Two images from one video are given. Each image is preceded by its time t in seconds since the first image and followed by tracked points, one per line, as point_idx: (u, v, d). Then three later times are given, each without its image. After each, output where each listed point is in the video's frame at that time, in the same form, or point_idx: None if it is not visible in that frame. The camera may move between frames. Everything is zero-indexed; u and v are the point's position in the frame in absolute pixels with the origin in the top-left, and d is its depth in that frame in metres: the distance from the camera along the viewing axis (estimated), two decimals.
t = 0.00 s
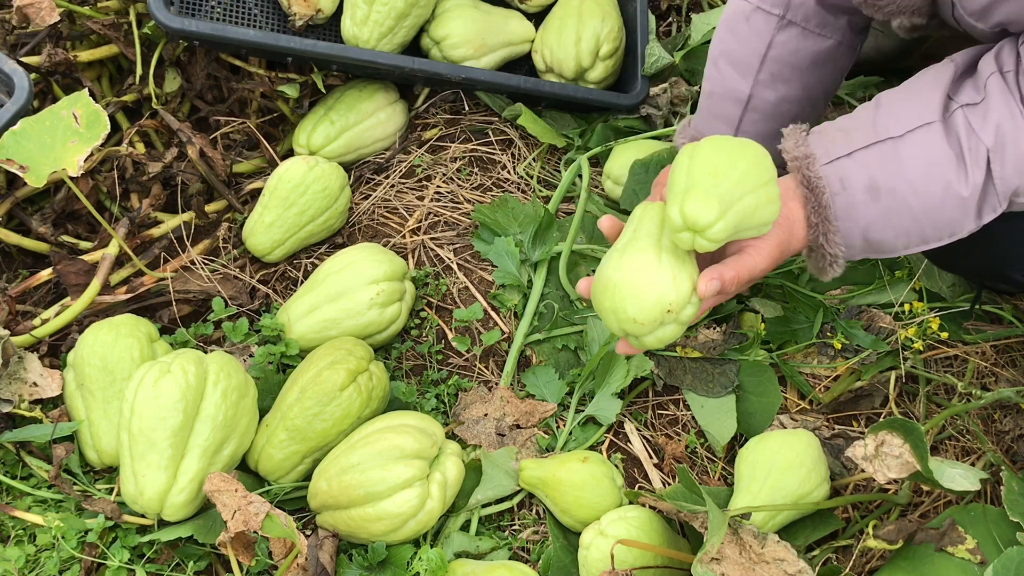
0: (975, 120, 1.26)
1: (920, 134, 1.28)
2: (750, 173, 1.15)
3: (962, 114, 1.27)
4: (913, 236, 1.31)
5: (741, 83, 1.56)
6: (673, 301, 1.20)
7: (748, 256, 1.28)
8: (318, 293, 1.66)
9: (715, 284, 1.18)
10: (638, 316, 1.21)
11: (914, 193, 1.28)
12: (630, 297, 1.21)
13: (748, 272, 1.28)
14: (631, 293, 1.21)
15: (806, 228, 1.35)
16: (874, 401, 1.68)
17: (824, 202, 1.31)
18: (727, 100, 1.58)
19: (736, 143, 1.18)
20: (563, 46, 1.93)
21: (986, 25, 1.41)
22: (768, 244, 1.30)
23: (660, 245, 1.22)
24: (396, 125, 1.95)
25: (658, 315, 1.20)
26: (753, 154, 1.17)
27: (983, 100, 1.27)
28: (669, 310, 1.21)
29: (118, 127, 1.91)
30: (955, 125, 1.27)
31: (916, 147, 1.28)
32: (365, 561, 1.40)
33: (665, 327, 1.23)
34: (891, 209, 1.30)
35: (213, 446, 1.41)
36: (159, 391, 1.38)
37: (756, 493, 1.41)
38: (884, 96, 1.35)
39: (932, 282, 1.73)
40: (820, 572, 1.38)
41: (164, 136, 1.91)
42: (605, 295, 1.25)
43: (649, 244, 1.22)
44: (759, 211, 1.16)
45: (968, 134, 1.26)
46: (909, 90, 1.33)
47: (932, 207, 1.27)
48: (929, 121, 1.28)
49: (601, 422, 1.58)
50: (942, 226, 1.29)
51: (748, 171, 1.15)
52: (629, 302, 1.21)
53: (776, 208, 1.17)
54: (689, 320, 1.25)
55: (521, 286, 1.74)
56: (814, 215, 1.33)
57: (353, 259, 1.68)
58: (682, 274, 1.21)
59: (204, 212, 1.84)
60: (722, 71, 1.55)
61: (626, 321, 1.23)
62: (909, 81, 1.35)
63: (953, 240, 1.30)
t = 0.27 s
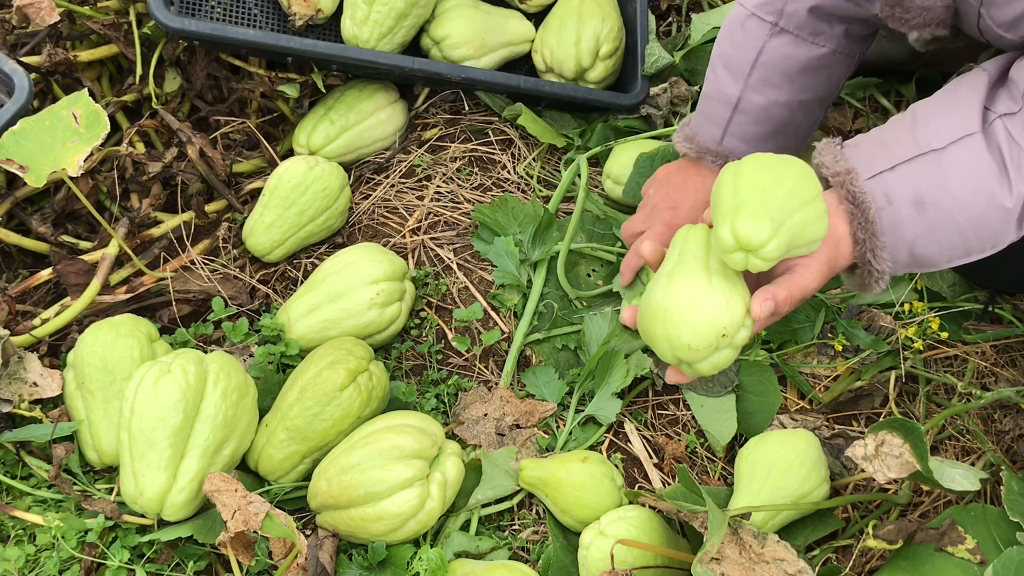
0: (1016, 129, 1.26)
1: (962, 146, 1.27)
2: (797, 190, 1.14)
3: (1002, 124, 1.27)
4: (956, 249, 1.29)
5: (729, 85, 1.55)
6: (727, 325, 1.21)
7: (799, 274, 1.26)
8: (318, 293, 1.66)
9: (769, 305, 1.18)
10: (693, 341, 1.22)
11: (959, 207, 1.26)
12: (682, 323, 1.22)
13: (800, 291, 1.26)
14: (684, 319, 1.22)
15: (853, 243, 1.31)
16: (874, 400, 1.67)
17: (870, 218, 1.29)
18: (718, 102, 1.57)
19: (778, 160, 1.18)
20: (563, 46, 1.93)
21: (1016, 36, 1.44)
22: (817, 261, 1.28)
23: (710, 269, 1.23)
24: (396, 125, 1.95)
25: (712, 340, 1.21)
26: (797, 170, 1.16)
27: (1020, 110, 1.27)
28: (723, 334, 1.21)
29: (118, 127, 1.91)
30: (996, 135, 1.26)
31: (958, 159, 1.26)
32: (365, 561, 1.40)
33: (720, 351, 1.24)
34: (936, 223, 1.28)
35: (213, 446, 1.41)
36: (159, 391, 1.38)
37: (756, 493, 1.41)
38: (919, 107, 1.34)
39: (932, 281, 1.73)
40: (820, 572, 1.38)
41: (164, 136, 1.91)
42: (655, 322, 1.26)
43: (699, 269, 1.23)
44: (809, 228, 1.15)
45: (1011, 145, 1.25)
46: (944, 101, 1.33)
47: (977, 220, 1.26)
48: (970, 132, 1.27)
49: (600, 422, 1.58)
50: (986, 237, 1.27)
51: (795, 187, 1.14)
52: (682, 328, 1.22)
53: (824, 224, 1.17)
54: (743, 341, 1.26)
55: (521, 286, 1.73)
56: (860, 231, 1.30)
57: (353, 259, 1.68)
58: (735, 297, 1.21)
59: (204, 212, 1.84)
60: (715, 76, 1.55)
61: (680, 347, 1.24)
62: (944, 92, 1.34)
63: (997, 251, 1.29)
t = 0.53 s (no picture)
0: None
1: (980, 150, 1.23)
2: (827, 204, 1.09)
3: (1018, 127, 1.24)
4: (975, 255, 1.25)
5: (685, 45, 1.41)
6: (760, 344, 1.12)
7: (826, 287, 1.19)
8: (318, 293, 1.66)
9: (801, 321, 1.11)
10: (725, 363, 1.13)
11: (979, 211, 1.22)
12: (714, 343, 1.13)
13: (829, 304, 1.19)
14: (715, 340, 1.13)
15: (875, 252, 1.24)
16: (874, 401, 1.68)
17: (893, 224, 1.22)
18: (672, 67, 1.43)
19: (805, 173, 1.12)
20: (563, 46, 1.93)
21: None
22: (841, 273, 1.22)
23: (738, 285, 1.15)
24: (396, 125, 1.95)
25: (746, 360, 1.12)
26: (824, 183, 1.11)
27: None
28: (757, 353, 1.13)
29: (118, 127, 1.91)
30: (1013, 137, 1.24)
31: (977, 163, 1.23)
32: (365, 561, 1.40)
33: (751, 372, 1.15)
34: (956, 229, 1.23)
35: (213, 446, 1.41)
36: (159, 391, 1.38)
37: (756, 493, 1.41)
38: (931, 112, 1.30)
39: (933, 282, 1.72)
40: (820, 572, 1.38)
41: (164, 136, 1.91)
42: (683, 344, 1.17)
43: (726, 286, 1.15)
44: (841, 243, 1.09)
45: None
46: (955, 105, 1.29)
47: (996, 224, 1.22)
48: (987, 136, 1.24)
49: (600, 422, 1.58)
50: (1004, 242, 1.24)
51: (824, 201, 1.09)
52: (713, 349, 1.13)
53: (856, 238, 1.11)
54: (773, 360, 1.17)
55: (521, 286, 1.73)
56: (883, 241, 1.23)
57: (353, 259, 1.68)
58: (766, 314, 1.13)
59: (204, 212, 1.84)
60: (675, 36, 1.41)
61: (709, 369, 1.14)
62: (954, 96, 1.31)
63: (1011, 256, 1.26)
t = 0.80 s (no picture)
0: None
1: (996, 146, 1.18)
2: (840, 191, 1.02)
3: None
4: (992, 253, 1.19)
5: (659, 167, 1.34)
6: (773, 334, 1.03)
7: (840, 280, 1.10)
8: (318, 293, 1.66)
9: (816, 311, 1.02)
10: (735, 354, 1.04)
11: (996, 210, 1.17)
12: (724, 333, 1.04)
13: (843, 296, 1.10)
14: (724, 330, 1.04)
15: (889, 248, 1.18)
16: (874, 401, 1.68)
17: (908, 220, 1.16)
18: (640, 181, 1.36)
19: (818, 162, 1.05)
20: (563, 46, 1.93)
21: None
22: (856, 266, 1.13)
23: (749, 274, 1.06)
24: (396, 125, 1.95)
25: (758, 351, 1.03)
26: (837, 171, 1.04)
27: None
28: (769, 344, 1.03)
29: (118, 127, 1.91)
30: None
31: (993, 160, 1.17)
32: (365, 561, 1.40)
33: (762, 365, 1.06)
34: (973, 227, 1.17)
35: (213, 446, 1.40)
36: (159, 391, 1.38)
37: (756, 493, 1.41)
38: (945, 109, 1.24)
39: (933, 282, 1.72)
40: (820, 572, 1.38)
41: (164, 137, 1.91)
42: (692, 335, 1.07)
43: (738, 275, 1.06)
44: (854, 232, 1.02)
45: None
46: (970, 101, 1.24)
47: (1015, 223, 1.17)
48: (1004, 132, 1.19)
49: (600, 423, 1.58)
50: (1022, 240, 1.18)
51: (837, 189, 1.02)
52: (722, 339, 1.04)
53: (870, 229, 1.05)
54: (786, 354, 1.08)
55: (521, 286, 1.73)
56: (898, 236, 1.17)
57: (353, 259, 1.68)
58: (779, 304, 1.04)
59: (204, 212, 1.84)
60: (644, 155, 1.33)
61: (717, 362, 1.05)
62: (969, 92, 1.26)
63: None
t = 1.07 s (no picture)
0: None
1: (983, 157, 1.21)
2: (825, 210, 1.08)
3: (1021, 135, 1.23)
4: (976, 261, 1.23)
5: (679, 89, 1.45)
6: (755, 347, 1.12)
7: (824, 292, 1.16)
8: (318, 293, 1.66)
9: (797, 325, 1.10)
10: (719, 365, 1.13)
11: (981, 219, 1.20)
12: (709, 345, 1.13)
13: (827, 308, 1.16)
14: (709, 341, 1.13)
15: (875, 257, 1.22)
16: (874, 401, 1.68)
17: (893, 230, 1.20)
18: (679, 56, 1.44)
19: (804, 178, 1.11)
20: (563, 45, 1.93)
21: None
22: (840, 279, 1.18)
23: (734, 288, 1.14)
24: (396, 125, 1.95)
25: (740, 363, 1.12)
26: (822, 188, 1.10)
27: None
28: (752, 357, 1.12)
29: (117, 127, 1.91)
30: (1015, 145, 1.22)
31: (980, 171, 1.21)
32: (365, 561, 1.40)
33: (746, 375, 1.15)
34: (958, 236, 1.21)
35: (213, 446, 1.40)
36: (159, 391, 1.38)
37: (756, 493, 1.41)
38: (936, 118, 1.27)
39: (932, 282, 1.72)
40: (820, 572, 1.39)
41: (164, 136, 1.91)
42: (679, 346, 1.16)
43: (723, 289, 1.14)
44: (836, 249, 1.09)
45: None
46: (960, 111, 1.27)
47: (999, 232, 1.20)
48: (991, 142, 1.22)
49: (600, 422, 1.58)
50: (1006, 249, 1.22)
51: (822, 206, 1.08)
52: (708, 351, 1.13)
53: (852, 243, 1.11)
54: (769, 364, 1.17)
55: (521, 286, 1.73)
56: (882, 246, 1.21)
57: (353, 259, 1.68)
58: (762, 318, 1.13)
59: (204, 212, 1.84)
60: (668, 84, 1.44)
61: (704, 372, 1.14)
62: (960, 101, 1.29)
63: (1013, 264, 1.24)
